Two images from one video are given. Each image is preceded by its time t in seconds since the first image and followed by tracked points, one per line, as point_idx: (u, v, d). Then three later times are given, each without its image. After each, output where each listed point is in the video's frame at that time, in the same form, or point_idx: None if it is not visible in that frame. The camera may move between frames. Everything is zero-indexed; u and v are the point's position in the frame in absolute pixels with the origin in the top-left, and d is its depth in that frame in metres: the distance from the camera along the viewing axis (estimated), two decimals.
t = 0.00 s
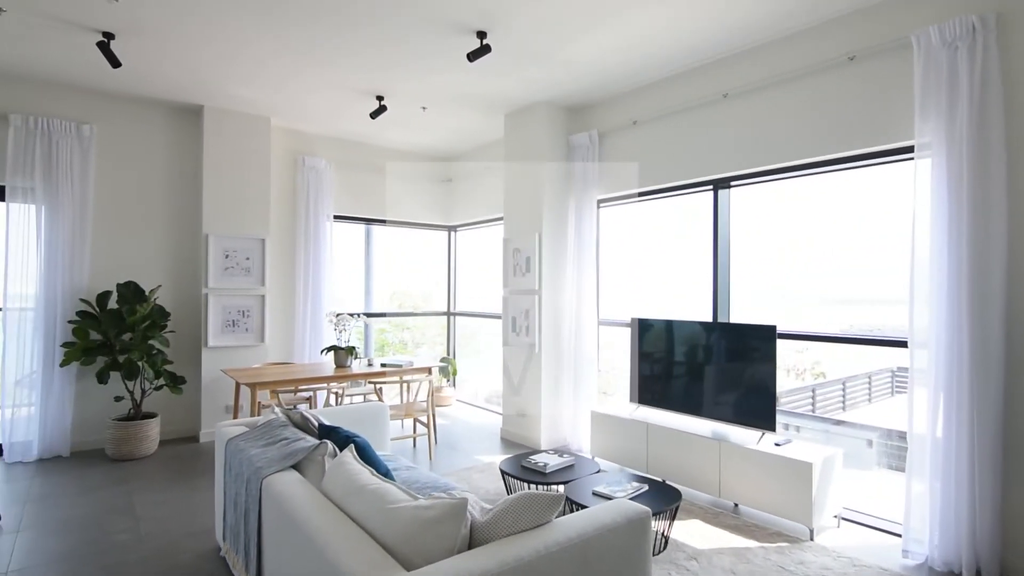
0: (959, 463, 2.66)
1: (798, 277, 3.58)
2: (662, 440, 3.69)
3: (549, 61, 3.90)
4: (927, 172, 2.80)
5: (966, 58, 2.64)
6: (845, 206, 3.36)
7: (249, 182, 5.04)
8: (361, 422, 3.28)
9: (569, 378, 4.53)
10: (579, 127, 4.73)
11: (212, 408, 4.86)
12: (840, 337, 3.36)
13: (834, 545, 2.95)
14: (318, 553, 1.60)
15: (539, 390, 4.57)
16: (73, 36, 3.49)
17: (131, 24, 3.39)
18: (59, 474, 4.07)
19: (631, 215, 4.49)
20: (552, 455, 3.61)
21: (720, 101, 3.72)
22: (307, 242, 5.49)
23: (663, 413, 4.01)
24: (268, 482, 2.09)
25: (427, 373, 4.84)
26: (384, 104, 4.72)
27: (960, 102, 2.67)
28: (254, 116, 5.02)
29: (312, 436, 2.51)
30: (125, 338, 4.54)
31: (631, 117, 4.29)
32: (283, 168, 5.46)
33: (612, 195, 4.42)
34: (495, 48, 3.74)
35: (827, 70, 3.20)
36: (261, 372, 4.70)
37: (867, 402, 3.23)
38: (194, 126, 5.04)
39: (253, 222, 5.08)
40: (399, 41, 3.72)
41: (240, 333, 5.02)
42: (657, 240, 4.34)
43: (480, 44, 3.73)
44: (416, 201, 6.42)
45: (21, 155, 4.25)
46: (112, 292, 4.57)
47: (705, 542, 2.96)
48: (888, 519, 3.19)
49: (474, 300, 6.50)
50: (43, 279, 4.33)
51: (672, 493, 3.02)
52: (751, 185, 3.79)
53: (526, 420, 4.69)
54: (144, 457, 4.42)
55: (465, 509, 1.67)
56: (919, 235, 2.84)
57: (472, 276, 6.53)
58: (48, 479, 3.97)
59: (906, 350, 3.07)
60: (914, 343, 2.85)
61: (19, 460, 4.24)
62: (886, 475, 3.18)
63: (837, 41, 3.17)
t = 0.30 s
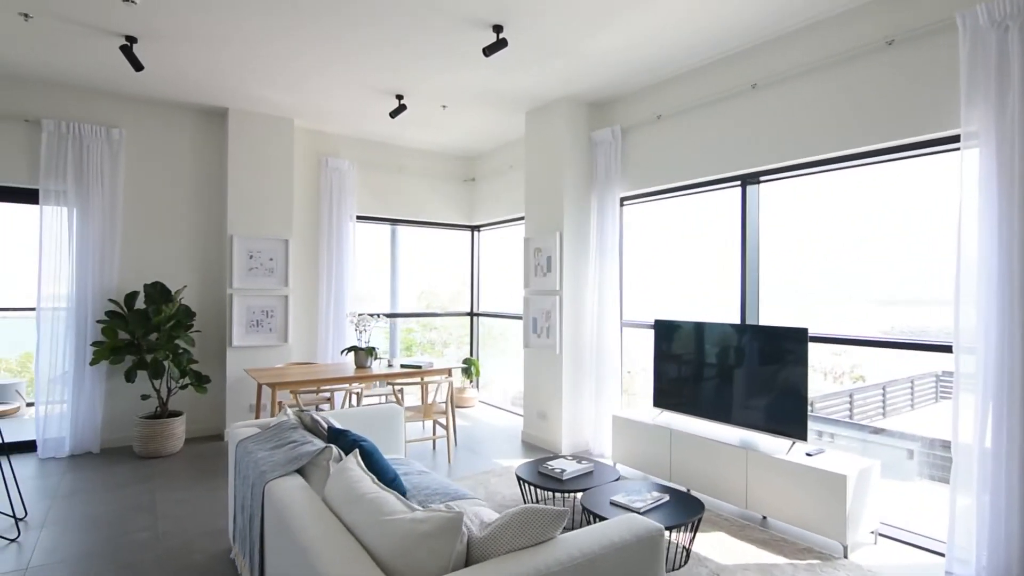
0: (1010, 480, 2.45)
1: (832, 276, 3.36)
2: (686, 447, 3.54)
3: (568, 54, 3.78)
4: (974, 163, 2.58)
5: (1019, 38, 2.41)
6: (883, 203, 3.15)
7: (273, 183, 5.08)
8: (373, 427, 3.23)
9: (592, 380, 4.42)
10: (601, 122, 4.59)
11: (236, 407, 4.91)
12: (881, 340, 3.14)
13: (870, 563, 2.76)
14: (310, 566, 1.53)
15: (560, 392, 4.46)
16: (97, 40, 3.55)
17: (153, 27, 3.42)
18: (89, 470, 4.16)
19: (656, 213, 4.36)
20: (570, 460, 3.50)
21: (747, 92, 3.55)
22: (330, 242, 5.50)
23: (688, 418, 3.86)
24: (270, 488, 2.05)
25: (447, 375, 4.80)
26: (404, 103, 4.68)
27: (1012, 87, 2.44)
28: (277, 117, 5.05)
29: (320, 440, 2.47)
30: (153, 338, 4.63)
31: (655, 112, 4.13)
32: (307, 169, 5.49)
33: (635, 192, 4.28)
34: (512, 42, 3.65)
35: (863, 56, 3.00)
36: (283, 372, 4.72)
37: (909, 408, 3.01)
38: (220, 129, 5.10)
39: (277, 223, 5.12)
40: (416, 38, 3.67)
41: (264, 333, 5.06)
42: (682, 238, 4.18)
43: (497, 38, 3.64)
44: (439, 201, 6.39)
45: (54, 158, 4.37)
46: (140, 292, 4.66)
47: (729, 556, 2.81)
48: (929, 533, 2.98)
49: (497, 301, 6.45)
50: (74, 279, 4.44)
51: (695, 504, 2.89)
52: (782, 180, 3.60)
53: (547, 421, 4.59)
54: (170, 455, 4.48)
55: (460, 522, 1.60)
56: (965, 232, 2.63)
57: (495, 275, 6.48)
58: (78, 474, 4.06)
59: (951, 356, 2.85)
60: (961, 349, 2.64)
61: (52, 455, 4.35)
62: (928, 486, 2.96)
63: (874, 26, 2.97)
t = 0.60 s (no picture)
0: None
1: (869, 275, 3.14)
2: (712, 454, 3.39)
3: (588, 47, 3.67)
4: None
5: None
6: (925, 196, 2.93)
7: (298, 184, 5.12)
8: (387, 428, 3.20)
9: (615, 383, 4.30)
10: (625, 117, 4.45)
11: (262, 406, 4.97)
12: (928, 344, 2.90)
13: None
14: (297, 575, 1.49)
15: (582, 395, 4.35)
16: (122, 46, 3.62)
17: (176, 31, 3.47)
18: (119, 466, 4.27)
19: (683, 210, 4.21)
20: (588, 466, 3.40)
21: (776, 81, 3.36)
22: (354, 242, 5.52)
23: (715, 424, 3.69)
24: (270, 491, 2.02)
25: (469, 376, 4.75)
26: (424, 101, 4.64)
27: None
28: (301, 118, 5.09)
29: (328, 443, 2.45)
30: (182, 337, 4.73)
31: (680, 104, 3.96)
32: (332, 170, 5.52)
33: (659, 188, 4.14)
34: (529, 36, 3.56)
35: (901, 38, 2.79)
36: (307, 371, 4.75)
37: (960, 415, 2.78)
38: (247, 131, 5.18)
39: (303, 224, 5.16)
40: (431, 35, 3.61)
41: (289, 333, 5.11)
42: (710, 236, 4.02)
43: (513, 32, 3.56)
44: (464, 200, 6.34)
45: (89, 163, 4.50)
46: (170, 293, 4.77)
47: (754, 572, 2.66)
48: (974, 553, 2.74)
49: (522, 301, 6.36)
50: (108, 280, 4.57)
51: (717, 516, 2.74)
52: (814, 174, 3.40)
53: (569, 424, 4.48)
54: (197, 452, 4.56)
55: (450, 534, 1.51)
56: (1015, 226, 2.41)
57: (520, 276, 6.40)
58: (109, 469, 4.16)
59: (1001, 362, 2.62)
60: (1011, 354, 2.42)
61: (86, 451, 4.48)
62: (977, 501, 2.73)
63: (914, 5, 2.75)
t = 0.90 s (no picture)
0: None
1: (910, 274, 2.92)
2: (740, 461, 3.23)
3: (607, 39, 3.56)
4: None
5: None
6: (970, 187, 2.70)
7: (324, 184, 5.17)
8: (402, 430, 3.17)
9: (641, 385, 4.17)
10: (650, 111, 4.32)
11: (289, 404, 5.04)
12: (976, 346, 2.65)
13: None
14: None
15: (607, 397, 4.23)
16: (150, 52, 3.72)
17: (200, 36, 3.54)
18: (153, 461, 4.40)
19: (711, 206, 4.05)
20: (607, 471, 3.30)
21: (807, 68, 3.17)
22: (381, 242, 5.55)
23: (745, 430, 3.52)
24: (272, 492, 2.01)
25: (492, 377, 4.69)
26: (446, 100, 4.61)
27: None
28: (326, 120, 5.14)
29: (337, 443, 2.43)
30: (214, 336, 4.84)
31: (707, 96, 3.81)
32: (359, 171, 5.56)
33: (686, 184, 3.99)
34: (546, 30, 3.47)
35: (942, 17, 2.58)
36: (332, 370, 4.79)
37: (1017, 421, 2.48)
38: (277, 134, 5.27)
39: (329, 225, 5.21)
40: (448, 32, 3.57)
41: (317, 332, 5.17)
42: (739, 233, 3.85)
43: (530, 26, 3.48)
44: (491, 199, 6.30)
45: (126, 167, 4.66)
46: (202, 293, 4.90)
47: None
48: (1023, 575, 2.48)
49: (549, 301, 6.27)
50: (144, 280, 4.72)
51: (740, 527, 2.61)
52: (849, 166, 3.20)
53: (594, 428, 4.37)
54: (227, 449, 4.66)
55: (436, 545, 1.45)
56: None
57: (547, 275, 6.32)
58: (143, 464, 4.30)
59: None
60: None
61: (124, 446, 4.64)
62: None
63: None
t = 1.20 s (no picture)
0: None
1: (956, 271, 2.69)
2: (771, 469, 3.07)
3: (629, 31, 3.45)
4: None
5: None
6: None
7: (352, 185, 5.22)
8: (420, 429, 3.15)
9: (668, 387, 4.05)
10: (679, 105, 4.17)
11: (319, 402, 5.12)
12: None
13: None
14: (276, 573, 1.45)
15: (633, 399, 4.12)
16: (181, 58, 3.82)
17: (226, 41, 3.62)
18: (188, 455, 4.54)
19: (743, 202, 3.89)
20: (629, 476, 3.20)
21: (842, 53, 2.98)
22: (409, 242, 5.58)
23: (778, 437, 3.36)
24: (278, 489, 2.02)
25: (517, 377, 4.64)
26: (470, 98, 4.58)
27: None
28: (355, 121, 5.19)
29: (349, 442, 2.42)
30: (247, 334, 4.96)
31: (737, 87, 3.65)
32: (387, 171, 5.61)
33: (715, 179, 3.84)
34: (566, 23, 3.39)
35: None
36: (360, 369, 4.83)
37: None
38: (307, 136, 5.36)
39: (358, 225, 5.26)
40: (467, 29, 3.54)
41: (346, 331, 5.23)
42: (772, 229, 3.68)
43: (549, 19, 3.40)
44: (519, 199, 6.24)
45: (164, 170, 4.83)
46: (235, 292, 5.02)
47: None
48: None
49: (578, 301, 6.17)
50: (182, 280, 4.88)
51: (766, 539, 2.47)
52: (889, 157, 3.00)
53: (620, 430, 4.27)
54: (259, 445, 4.77)
55: (425, 550, 1.40)
56: None
57: (577, 275, 6.22)
58: (178, 458, 4.44)
59: None
60: None
61: (163, 440, 4.81)
62: None
63: None
